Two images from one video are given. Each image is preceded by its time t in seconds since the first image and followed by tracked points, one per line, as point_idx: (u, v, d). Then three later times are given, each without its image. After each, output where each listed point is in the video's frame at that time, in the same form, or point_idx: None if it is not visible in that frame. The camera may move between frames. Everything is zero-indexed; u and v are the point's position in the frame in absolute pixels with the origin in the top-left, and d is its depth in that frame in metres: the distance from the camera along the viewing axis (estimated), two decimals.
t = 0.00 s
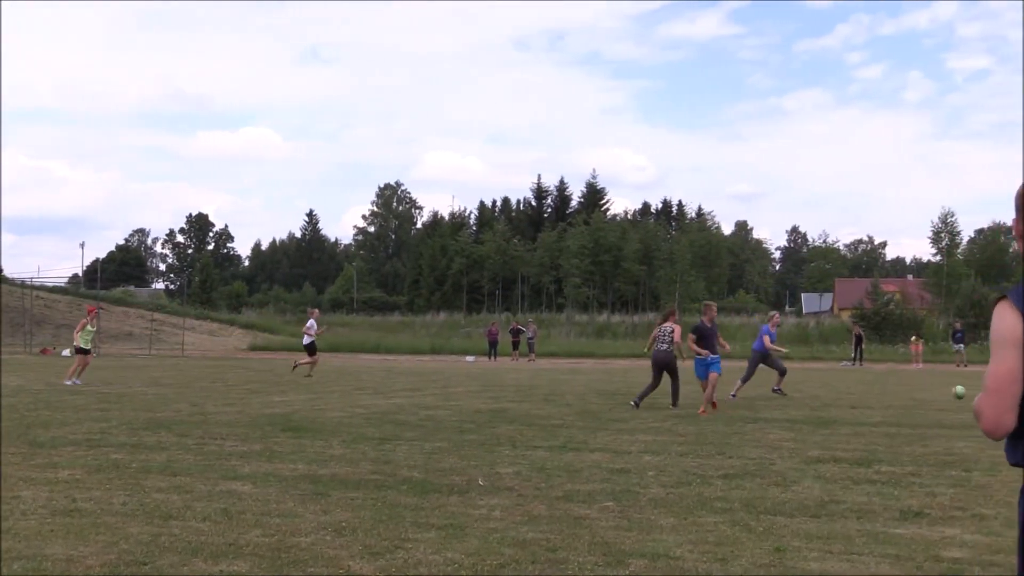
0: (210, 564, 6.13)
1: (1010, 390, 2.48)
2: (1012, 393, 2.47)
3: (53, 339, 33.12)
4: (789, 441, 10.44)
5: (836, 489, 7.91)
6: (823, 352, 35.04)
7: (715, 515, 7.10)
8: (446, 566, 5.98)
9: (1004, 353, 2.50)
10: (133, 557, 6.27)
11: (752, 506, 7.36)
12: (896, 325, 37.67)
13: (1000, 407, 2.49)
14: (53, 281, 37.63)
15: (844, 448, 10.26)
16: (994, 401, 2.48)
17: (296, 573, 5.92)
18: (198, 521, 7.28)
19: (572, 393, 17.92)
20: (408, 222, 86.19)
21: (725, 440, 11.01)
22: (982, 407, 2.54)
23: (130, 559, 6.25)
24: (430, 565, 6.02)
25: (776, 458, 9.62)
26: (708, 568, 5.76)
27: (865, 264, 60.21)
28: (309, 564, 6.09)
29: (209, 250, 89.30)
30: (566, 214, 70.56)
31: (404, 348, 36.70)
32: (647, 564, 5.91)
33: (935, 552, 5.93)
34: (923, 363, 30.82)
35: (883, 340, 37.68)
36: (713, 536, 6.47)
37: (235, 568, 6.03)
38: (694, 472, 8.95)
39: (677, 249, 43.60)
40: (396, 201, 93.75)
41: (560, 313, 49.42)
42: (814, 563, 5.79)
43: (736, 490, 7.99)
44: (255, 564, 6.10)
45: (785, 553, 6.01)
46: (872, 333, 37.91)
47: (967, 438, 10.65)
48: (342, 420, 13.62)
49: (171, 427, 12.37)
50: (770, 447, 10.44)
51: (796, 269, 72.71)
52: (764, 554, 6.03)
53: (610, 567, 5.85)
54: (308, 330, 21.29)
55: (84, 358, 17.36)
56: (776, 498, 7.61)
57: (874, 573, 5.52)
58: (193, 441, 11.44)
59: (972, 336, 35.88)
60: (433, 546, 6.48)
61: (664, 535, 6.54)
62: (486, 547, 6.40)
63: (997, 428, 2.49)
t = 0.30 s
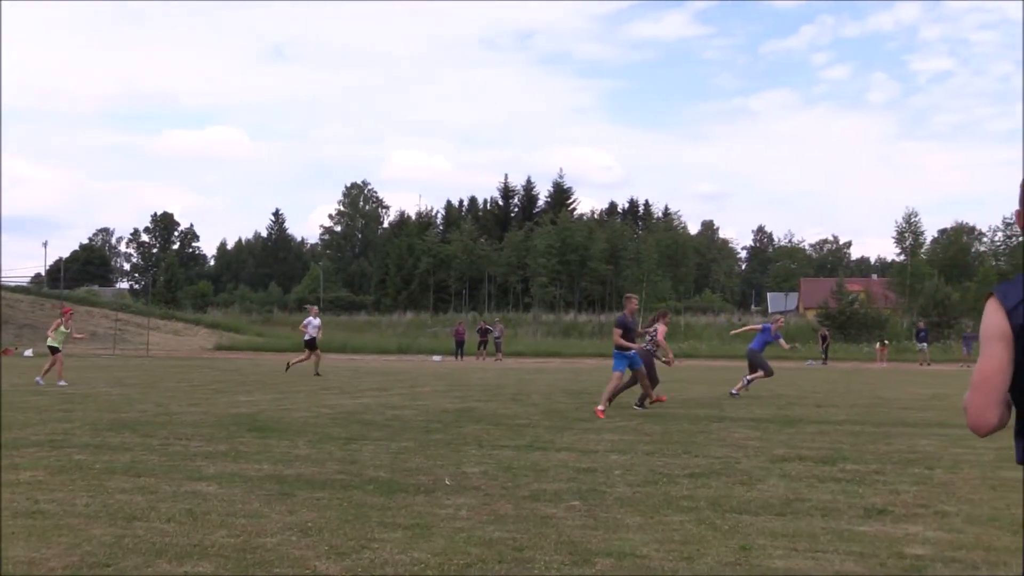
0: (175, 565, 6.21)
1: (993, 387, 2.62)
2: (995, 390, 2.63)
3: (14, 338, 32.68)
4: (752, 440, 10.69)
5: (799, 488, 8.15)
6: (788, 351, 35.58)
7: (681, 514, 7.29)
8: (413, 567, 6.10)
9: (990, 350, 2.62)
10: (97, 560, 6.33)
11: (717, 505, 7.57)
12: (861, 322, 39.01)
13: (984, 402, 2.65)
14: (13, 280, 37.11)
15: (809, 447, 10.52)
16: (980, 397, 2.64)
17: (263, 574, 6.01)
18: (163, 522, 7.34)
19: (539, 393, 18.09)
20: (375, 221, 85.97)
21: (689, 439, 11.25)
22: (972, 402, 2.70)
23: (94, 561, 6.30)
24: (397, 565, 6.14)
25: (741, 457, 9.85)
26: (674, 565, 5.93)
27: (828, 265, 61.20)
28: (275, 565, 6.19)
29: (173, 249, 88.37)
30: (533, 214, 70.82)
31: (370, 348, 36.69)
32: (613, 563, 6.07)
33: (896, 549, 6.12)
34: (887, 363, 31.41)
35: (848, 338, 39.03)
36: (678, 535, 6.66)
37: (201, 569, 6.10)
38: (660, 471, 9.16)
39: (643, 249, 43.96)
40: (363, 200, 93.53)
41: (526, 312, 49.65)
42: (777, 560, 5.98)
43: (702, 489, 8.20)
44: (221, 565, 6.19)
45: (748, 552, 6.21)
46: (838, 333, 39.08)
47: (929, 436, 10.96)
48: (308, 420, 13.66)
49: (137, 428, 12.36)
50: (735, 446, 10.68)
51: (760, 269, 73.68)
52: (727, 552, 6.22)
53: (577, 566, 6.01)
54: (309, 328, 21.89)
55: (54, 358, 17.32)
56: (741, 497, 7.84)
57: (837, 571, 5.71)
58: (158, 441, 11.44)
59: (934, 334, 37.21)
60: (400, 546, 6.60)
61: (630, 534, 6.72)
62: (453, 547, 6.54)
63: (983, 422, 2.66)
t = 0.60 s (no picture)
0: (132, 567, 6.23)
1: (995, 383, 2.72)
2: (999, 385, 2.72)
3: None
4: (712, 438, 10.90)
5: (761, 486, 8.37)
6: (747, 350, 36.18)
7: (641, 513, 7.46)
8: (372, 567, 6.19)
9: (999, 348, 2.70)
10: (51, 563, 6.33)
11: (678, 503, 7.76)
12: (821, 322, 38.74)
13: (989, 397, 2.73)
14: None
15: (769, 445, 10.79)
16: (986, 391, 2.73)
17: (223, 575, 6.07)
18: (120, 524, 7.33)
19: (500, 392, 18.22)
20: (336, 220, 85.50)
21: (648, 437, 11.46)
22: (976, 399, 2.78)
23: (49, 564, 6.30)
24: (357, 565, 6.23)
25: (702, 456, 10.08)
26: (635, 564, 6.09)
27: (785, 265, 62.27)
28: (235, 566, 6.24)
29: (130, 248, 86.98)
30: (495, 213, 70.91)
31: (331, 347, 36.58)
32: (574, 561, 6.21)
33: (856, 546, 6.31)
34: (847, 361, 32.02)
35: (808, 338, 38.58)
36: (640, 534, 6.81)
37: (158, 571, 6.14)
38: (622, 470, 9.35)
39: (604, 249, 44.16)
40: (324, 199, 92.95)
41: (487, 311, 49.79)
42: (739, 558, 6.15)
43: (664, 487, 8.39)
44: (179, 566, 6.23)
45: (710, 550, 6.37)
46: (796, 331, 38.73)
47: (888, 434, 11.29)
48: (268, 420, 13.65)
49: (94, 429, 12.27)
50: (695, 444, 10.90)
51: (720, 270, 74.72)
52: (690, 550, 6.38)
53: (538, 565, 6.14)
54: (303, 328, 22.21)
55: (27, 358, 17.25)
56: (703, 495, 8.04)
57: (795, 567, 5.90)
58: (115, 443, 11.37)
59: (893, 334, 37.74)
60: (360, 546, 6.69)
61: (591, 533, 6.88)
62: (413, 546, 6.64)
63: (987, 416, 2.75)
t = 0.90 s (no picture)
0: (83, 570, 6.21)
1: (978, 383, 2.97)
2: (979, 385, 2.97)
3: None
4: (666, 437, 11.14)
5: (714, 484, 8.60)
6: (701, 349, 36.82)
7: (596, 511, 7.63)
8: (327, 567, 6.25)
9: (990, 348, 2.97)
10: (1, 566, 6.29)
11: (632, 502, 7.95)
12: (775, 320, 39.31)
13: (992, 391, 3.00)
14: None
15: (723, 443, 11.04)
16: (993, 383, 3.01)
17: None
18: (70, 527, 7.29)
19: (455, 392, 18.31)
20: (290, 220, 84.73)
21: (603, 436, 11.66)
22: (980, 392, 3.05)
23: None
24: (312, 566, 6.28)
25: (655, 455, 10.29)
26: (589, 563, 6.24)
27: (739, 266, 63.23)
28: (189, 568, 6.26)
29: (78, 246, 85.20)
30: (450, 212, 70.79)
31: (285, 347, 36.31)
32: (529, 560, 6.34)
33: (806, 543, 6.53)
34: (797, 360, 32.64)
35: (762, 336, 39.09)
36: (593, 532, 6.97)
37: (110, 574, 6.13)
38: (578, 469, 9.51)
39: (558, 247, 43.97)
40: (278, 198, 92.02)
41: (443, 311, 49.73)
42: (691, 556, 6.32)
43: (618, 486, 8.57)
44: (133, 569, 6.23)
45: (662, 547, 6.54)
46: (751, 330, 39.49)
47: (839, 432, 11.62)
48: (222, 420, 13.57)
49: (43, 430, 12.11)
50: (649, 443, 11.12)
51: (674, 269, 75.73)
52: (643, 549, 6.54)
53: (493, 565, 6.26)
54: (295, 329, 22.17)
55: None
56: (657, 494, 8.24)
57: (748, 564, 6.09)
58: (66, 444, 11.23)
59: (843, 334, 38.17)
60: (316, 546, 6.75)
61: (546, 532, 7.01)
62: (369, 547, 6.71)
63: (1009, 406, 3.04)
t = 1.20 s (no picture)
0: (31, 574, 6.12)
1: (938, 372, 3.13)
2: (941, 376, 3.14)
3: None
4: (620, 435, 11.27)
5: (667, 482, 8.73)
6: (654, 348, 37.02)
7: (550, 510, 7.70)
8: (279, 568, 6.23)
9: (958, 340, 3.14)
10: None
11: (585, 501, 8.04)
12: (726, 320, 40.18)
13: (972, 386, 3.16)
14: None
15: (675, 441, 11.21)
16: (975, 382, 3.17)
17: None
18: (16, 530, 7.16)
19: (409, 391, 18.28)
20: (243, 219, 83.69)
21: (558, 435, 11.75)
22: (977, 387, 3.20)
23: None
24: (263, 566, 6.27)
25: (609, 453, 10.40)
26: (541, 561, 6.30)
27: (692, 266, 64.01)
28: (137, 570, 6.19)
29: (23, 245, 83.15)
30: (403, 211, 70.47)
31: (237, 347, 35.90)
32: (482, 560, 6.39)
33: (757, 540, 6.68)
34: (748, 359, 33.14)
35: (712, 335, 40.34)
36: (546, 532, 7.03)
37: None
38: (531, 468, 9.58)
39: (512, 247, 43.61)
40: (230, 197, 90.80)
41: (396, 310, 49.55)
42: (644, 554, 6.42)
43: (572, 485, 8.65)
44: (80, 572, 6.14)
45: (615, 546, 6.63)
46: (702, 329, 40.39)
47: (791, 430, 11.85)
48: (172, 421, 13.38)
49: None
50: (602, 442, 11.24)
51: (626, 268, 76.54)
52: (595, 547, 6.62)
53: (446, 564, 6.29)
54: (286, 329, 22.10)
55: None
56: (610, 492, 8.34)
57: (700, 562, 6.20)
58: (11, 445, 11.00)
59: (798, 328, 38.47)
60: (267, 547, 6.72)
61: (500, 531, 7.06)
62: (321, 547, 6.69)
63: None
